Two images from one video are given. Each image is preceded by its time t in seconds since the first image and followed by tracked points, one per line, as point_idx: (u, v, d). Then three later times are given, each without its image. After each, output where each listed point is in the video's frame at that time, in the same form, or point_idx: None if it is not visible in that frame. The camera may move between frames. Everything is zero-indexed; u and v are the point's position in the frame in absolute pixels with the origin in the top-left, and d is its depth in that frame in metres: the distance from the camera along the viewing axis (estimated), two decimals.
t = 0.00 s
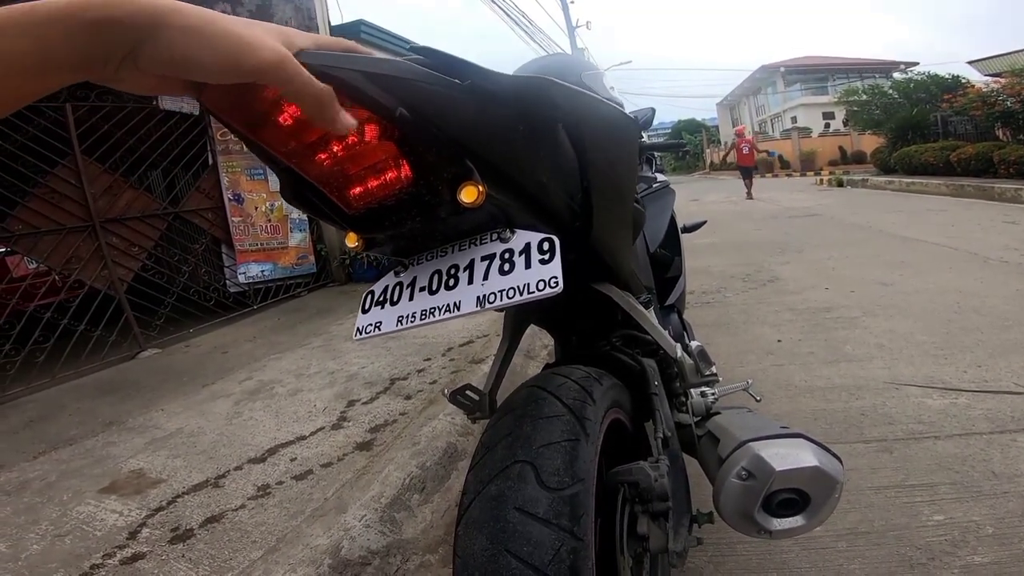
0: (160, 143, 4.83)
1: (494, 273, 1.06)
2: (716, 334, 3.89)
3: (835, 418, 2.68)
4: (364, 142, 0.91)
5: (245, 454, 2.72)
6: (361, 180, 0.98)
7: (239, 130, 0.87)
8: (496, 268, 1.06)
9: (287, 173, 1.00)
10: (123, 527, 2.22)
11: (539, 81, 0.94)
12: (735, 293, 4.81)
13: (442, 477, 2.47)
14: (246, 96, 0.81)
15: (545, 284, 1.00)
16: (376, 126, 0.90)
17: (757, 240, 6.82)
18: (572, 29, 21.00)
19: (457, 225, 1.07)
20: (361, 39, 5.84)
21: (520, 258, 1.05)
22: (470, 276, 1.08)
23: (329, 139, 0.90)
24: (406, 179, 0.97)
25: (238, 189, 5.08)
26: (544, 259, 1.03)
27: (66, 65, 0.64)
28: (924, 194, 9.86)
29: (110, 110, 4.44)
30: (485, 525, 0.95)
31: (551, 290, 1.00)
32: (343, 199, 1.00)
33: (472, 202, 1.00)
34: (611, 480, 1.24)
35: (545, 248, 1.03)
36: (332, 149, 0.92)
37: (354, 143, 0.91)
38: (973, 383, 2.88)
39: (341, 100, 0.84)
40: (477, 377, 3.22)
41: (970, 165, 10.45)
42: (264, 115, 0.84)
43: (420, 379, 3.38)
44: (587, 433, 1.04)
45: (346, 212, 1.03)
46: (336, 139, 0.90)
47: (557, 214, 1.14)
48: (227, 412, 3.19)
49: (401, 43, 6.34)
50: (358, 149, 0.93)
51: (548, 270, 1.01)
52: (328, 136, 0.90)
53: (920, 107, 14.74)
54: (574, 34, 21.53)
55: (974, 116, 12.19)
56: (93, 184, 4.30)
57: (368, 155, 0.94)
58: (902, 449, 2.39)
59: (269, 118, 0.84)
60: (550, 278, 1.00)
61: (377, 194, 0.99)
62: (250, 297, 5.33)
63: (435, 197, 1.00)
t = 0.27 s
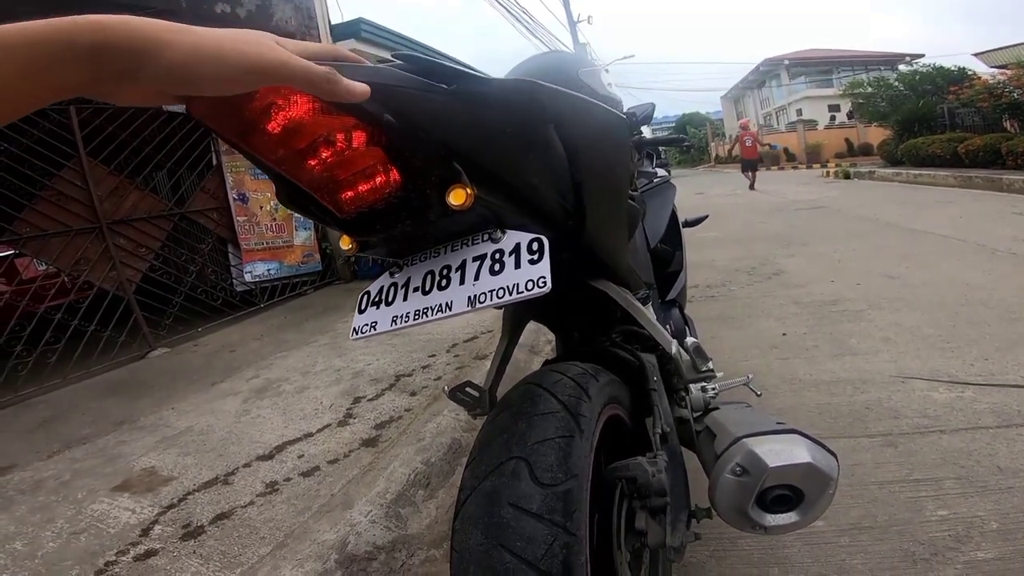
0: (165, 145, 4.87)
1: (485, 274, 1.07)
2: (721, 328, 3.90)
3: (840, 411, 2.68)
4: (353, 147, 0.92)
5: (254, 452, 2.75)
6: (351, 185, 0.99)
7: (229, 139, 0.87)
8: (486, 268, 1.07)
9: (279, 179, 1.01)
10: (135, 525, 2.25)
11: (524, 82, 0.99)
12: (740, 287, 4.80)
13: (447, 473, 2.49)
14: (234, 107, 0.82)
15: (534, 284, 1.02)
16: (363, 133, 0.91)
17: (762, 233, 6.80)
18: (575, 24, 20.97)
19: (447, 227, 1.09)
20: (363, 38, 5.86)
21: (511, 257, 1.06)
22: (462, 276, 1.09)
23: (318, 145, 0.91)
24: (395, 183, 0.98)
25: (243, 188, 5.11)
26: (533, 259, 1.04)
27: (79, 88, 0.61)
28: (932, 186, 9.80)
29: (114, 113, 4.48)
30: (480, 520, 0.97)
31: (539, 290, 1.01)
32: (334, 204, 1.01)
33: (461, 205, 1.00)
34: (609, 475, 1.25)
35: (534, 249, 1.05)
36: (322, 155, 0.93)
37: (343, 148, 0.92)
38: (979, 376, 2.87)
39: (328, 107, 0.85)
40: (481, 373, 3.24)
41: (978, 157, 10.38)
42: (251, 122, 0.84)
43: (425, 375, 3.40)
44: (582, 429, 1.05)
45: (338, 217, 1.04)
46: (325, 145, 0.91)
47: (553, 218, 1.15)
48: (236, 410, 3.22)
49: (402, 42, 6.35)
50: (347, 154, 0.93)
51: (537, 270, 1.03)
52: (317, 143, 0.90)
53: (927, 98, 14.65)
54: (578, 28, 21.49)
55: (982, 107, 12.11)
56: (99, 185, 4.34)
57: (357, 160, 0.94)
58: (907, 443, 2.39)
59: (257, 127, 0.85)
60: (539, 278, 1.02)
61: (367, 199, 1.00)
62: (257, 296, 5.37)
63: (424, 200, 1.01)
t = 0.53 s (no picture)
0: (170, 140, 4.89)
1: (470, 271, 1.07)
2: (724, 324, 3.88)
3: (842, 409, 2.66)
4: (334, 145, 0.92)
5: (254, 447, 2.75)
6: (334, 182, 0.99)
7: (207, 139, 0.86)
8: (472, 265, 1.07)
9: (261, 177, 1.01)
10: (136, 520, 2.26)
11: (520, 80, 0.97)
12: (744, 282, 4.78)
13: (446, 468, 2.49)
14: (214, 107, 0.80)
15: (517, 281, 1.01)
16: (345, 131, 0.90)
17: (768, 228, 6.77)
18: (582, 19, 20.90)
19: (434, 223, 1.08)
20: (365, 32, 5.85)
21: (496, 254, 1.06)
22: (448, 273, 1.09)
23: (298, 144, 0.90)
24: (377, 180, 0.98)
25: (246, 183, 5.12)
26: (518, 256, 1.03)
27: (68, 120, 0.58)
28: (940, 181, 9.73)
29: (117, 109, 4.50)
30: (466, 519, 0.96)
31: (523, 287, 1.00)
32: (316, 199, 1.01)
33: (444, 202, 0.98)
34: (601, 473, 1.24)
35: (519, 245, 1.04)
36: (303, 154, 0.92)
37: (324, 146, 0.92)
38: (983, 374, 2.85)
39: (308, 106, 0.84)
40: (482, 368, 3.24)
41: (987, 152, 10.29)
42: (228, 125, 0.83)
43: (425, 370, 3.40)
44: (571, 428, 1.04)
45: (321, 212, 1.04)
46: (306, 144, 0.91)
47: (543, 214, 1.14)
48: (238, 405, 3.23)
49: (405, 37, 6.34)
50: (328, 151, 0.93)
51: (521, 268, 1.02)
52: (298, 141, 0.90)
53: (936, 93, 14.53)
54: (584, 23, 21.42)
55: (992, 102, 12.00)
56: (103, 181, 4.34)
57: (338, 157, 0.94)
58: (908, 442, 2.37)
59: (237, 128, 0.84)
60: (523, 275, 1.01)
61: (349, 195, 1.00)
62: (261, 291, 5.38)
63: (408, 196, 1.01)
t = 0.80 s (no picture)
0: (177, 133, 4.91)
1: (480, 254, 1.07)
2: (728, 317, 3.88)
3: (846, 402, 2.67)
4: (349, 130, 0.93)
5: (261, 437, 2.77)
6: (347, 167, 1.00)
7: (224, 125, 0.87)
8: (482, 249, 1.08)
9: (277, 163, 1.02)
10: (144, 510, 2.28)
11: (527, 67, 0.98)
12: (749, 275, 4.78)
13: (451, 459, 2.50)
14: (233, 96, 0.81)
15: (527, 264, 1.01)
16: (359, 116, 0.91)
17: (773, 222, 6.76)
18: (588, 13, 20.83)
19: (444, 208, 1.09)
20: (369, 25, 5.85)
21: (506, 239, 1.06)
22: (458, 257, 1.10)
23: (313, 129, 0.92)
24: (390, 165, 0.99)
25: (252, 175, 5.13)
26: (529, 240, 1.04)
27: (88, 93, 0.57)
28: (948, 176, 9.69)
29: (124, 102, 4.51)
30: (475, 502, 0.97)
31: (533, 270, 1.01)
32: (331, 184, 1.03)
33: (455, 186, 0.98)
34: (607, 461, 1.25)
35: (530, 230, 1.05)
36: (318, 138, 0.94)
37: (339, 131, 0.93)
38: (987, 368, 2.85)
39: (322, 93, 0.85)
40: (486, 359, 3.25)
41: (995, 147, 10.24)
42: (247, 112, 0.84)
43: (430, 361, 3.41)
44: (578, 413, 1.05)
45: (334, 197, 1.05)
46: (321, 128, 0.92)
47: (551, 202, 1.15)
48: (244, 395, 3.25)
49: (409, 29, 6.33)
50: (343, 136, 0.94)
51: (531, 251, 1.02)
52: (313, 126, 0.91)
53: (944, 88, 14.45)
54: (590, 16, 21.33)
55: (1001, 97, 11.93)
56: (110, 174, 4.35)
57: (352, 142, 0.96)
58: (912, 435, 2.37)
59: (254, 114, 0.85)
60: (533, 258, 1.01)
61: (363, 179, 1.01)
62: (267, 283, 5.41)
63: (419, 180, 1.02)
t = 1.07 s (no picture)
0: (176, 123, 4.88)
1: (485, 237, 1.05)
2: (729, 312, 3.87)
3: (846, 398, 2.65)
4: (353, 109, 0.91)
5: (258, 428, 2.75)
6: (349, 146, 0.98)
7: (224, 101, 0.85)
8: (487, 232, 1.05)
9: (277, 141, 1.00)
10: (139, 502, 2.26)
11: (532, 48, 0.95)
12: (750, 271, 4.76)
13: (450, 451, 2.48)
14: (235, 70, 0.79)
15: (534, 247, 0.99)
16: (362, 94, 0.88)
17: (774, 219, 6.74)
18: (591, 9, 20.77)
19: (447, 190, 1.07)
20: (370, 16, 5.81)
21: (511, 222, 1.04)
22: (462, 240, 1.07)
23: (316, 108, 0.89)
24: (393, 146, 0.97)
25: (251, 166, 5.07)
26: (534, 224, 1.01)
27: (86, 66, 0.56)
28: (950, 175, 9.67)
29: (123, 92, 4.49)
30: (476, 494, 0.95)
31: (540, 253, 0.98)
32: (331, 164, 1.00)
33: (460, 167, 0.97)
34: (608, 454, 1.22)
35: (536, 213, 1.02)
36: (320, 117, 0.91)
37: (342, 110, 0.91)
38: (988, 366, 2.84)
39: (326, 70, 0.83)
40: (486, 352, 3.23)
41: (998, 146, 10.21)
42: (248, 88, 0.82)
43: (429, 353, 3.39)
44: (582, 403, 1.03)
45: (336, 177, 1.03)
46: (324, 106, 0.90)
47: (555, 188, 1.13)
48: (241, 387, 3.23)
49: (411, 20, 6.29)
50: (346, 115, 0.92)
51: (537, 233, 1.00)
52: (315, 105, 0.89)
53: (948, 87, 14.41)
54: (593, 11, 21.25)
55: (1005, 96, 11.90)
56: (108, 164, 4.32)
57: (356, 121, 0.93)
58: (912, 431, 2.35)
59: (255, 90, 0.83)
60: (540, 241, 0.99)
61: (365, 159, 0.99)
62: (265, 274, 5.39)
63: (423, 161, 0.99)
